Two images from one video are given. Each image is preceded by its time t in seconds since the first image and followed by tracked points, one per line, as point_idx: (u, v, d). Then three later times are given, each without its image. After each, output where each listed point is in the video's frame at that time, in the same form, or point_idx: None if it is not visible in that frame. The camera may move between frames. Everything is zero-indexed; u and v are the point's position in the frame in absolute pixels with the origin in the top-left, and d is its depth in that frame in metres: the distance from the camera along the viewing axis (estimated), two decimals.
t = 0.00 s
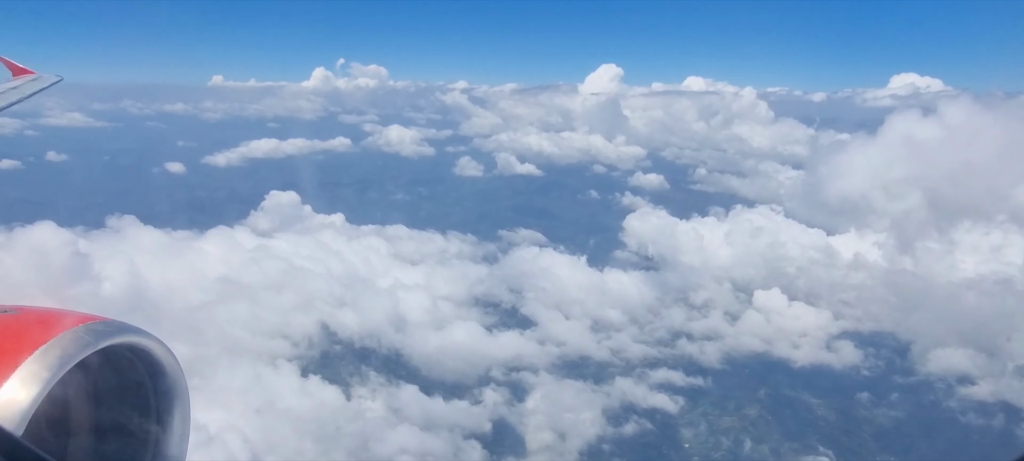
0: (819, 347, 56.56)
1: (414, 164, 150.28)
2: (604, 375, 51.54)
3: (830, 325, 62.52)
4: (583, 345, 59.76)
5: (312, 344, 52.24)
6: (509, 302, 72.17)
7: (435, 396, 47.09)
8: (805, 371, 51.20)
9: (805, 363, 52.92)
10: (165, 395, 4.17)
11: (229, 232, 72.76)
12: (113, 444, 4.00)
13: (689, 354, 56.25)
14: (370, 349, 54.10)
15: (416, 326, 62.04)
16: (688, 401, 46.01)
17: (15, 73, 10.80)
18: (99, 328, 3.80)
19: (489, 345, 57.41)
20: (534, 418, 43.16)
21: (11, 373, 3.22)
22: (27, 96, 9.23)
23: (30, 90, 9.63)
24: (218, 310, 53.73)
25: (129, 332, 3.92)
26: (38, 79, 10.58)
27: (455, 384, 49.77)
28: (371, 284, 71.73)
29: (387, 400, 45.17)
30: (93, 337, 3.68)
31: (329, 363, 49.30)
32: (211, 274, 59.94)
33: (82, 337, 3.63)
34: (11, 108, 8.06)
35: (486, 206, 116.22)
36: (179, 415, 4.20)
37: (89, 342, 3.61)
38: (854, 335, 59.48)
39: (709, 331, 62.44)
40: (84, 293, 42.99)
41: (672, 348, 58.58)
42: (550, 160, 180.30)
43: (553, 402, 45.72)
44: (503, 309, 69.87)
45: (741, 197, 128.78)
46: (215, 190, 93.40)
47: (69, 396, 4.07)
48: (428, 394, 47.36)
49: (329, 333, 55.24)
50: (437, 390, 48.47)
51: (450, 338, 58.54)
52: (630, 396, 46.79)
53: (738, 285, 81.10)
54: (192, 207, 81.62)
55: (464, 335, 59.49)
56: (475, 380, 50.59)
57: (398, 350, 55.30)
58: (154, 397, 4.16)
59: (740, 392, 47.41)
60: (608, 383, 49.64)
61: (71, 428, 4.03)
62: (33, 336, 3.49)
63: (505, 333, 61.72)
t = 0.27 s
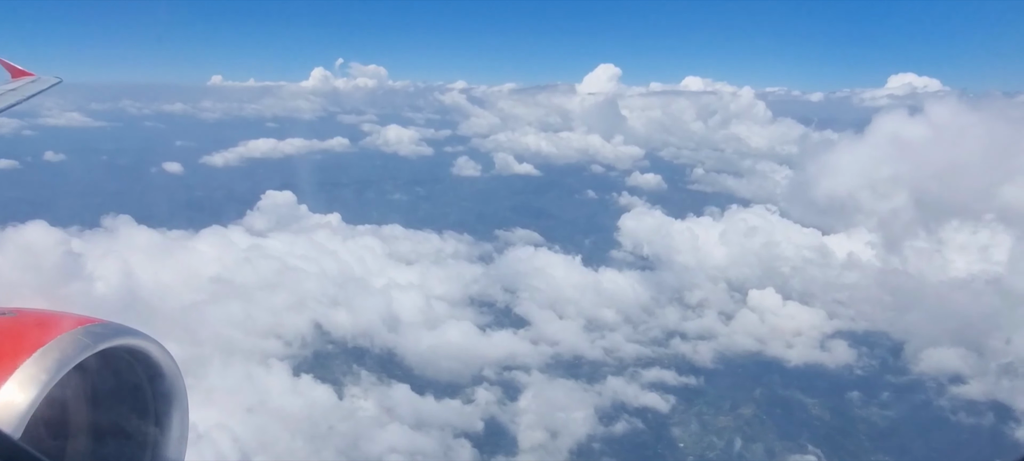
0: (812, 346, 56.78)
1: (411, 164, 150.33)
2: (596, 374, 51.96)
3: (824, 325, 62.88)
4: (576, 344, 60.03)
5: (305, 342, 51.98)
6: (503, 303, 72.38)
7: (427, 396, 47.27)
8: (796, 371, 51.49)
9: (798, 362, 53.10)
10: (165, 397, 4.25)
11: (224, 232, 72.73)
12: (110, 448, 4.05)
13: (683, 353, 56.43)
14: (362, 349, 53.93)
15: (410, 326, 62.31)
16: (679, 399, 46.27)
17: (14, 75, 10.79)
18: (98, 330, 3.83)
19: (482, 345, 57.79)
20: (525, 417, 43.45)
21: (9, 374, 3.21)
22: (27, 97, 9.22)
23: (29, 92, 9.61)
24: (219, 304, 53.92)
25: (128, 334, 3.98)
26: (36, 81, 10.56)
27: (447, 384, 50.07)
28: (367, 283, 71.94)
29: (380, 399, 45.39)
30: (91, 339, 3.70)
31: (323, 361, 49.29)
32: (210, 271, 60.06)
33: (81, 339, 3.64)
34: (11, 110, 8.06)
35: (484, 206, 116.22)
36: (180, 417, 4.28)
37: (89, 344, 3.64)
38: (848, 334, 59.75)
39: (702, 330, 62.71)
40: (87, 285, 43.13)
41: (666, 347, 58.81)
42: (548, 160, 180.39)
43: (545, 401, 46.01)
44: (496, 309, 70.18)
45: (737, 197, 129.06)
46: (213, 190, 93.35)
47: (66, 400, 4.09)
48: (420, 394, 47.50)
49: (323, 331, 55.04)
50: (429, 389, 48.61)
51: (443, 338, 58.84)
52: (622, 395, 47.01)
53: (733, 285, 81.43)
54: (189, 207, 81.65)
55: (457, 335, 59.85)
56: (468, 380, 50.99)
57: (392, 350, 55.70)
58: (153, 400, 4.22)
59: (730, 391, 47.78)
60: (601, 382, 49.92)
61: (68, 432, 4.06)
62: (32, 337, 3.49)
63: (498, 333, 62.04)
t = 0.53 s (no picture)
0: (806, 346, 56.82)
1: (409, 163, 150.36)
2: (588, 374, 52.05)
3: (817, 325, 63.24)
4: (569, 344, 60.10)
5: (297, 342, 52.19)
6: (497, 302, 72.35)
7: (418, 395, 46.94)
8: (789, 370, 51.53)
9: (792, 362, 53.11)
10: (164, 400, 3.79)
11: (218, 232, 72.69)
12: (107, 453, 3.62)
13: (677, 353, 56.40)
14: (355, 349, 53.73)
15: (403, 324, 62.27)
16: (670, 398, 46.14)
17: (14, 77, 10.81)
18: (96, 332, 3.38)
19: (475, 343, 57.68)
20: (516, 416, 43.41)
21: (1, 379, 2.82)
22: (29, 98, 9.28)
23: (30, 93, 9.66)
24: (214, 302, 53.94)
25: (127, 335, 3.53)
26: (36, 83, 10.60)
27: (438, 382, 49.85)
28: (362, 283, 72.01)
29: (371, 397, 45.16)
30: (90, 341, 3.27)
31: (316, 360, 49.49)
32: (205, 271, 60.05)
33: (80, 343, 3.23)
34: (13, 110, 8.10)
35: (482, 206, 116.12)
36: (179, 422, 3.83)
37: (87, 347, 3.22)
38: (841, 335, 60.08)
39: (696, 330, 62.82)
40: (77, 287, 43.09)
41: (660, 346, 58.83)
42: (546, 159, 180.43)
43: (537, 400, 45.95)
44: (491, 306, 70.23)
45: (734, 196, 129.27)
46: (211, 189, 93.28)
47: (62, 403, 3.65)
48: (411, 393, 47.17)
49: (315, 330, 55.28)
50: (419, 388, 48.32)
51: (436, 335, 58.65)
52: (614, 393, 46.89)
53: (728, 285, 81.64)
54: (187, 206, 81.63)
55: (450, 331, 59.69)
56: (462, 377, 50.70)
57: (384, 348, 55.40)
58: (151, 403, 3.76)
59: (721, 390, 47.78)
60: (593, 381, 49.94)
61: (61, 438, 3.61)
62: (29, 341, 3.10)
63: (491, 331, 62.08)
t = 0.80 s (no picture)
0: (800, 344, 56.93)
1: (408, 162, 150.37)
2: (581, 372, 52.06)
3: (811, 324, 63.32)
4: (563, 342, 60.23)
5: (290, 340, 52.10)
6: (491, 300, 72.39)
7: (411, 393, 46.81)
8: (782, 368, 51.55)
9: (785, 360, 53.17)
10: (163, 402, 3.72)
11: (213, 231, 72.62)
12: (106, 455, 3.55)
13: (670, 351, 56.49)
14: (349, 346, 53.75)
15: (397, 322, 62.37)
16: (662, 396, 46.18)
17: (14, 78, 10.78)
18: (97, 334, 3.34)
19: (468, 342, 57.79)
20: (508, 414, 43.46)
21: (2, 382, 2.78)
22: (27, 100, 9.20)
23: (29, 95, 9.58)
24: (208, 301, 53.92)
25: (127, 337, 3.47)
26: (36, 84, 10.54)
27: (431, 380, 49.78)
28: (357, 281, 72.09)
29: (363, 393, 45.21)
30: (90, 344, 3.24)
31: (309, 359, 49.26)
32: (199, 270, 59.95)
33: (80, 345, 3.18)
34: (13, 111, 8.03)
35: (480, 204, 116.14)
36: (179, 423, 3.75)
37: (88, 348, 3.18)
38: (835, 333, 60.28)
39: (691, 328, 62.96)
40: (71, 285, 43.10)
41: (654, 345, 58.94)
42: (544, 158, 180.40)
43: (530, 398, 46.01)
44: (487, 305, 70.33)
45: (731, 195, 129.44)
46: (209, 189, 93.25)
47: (64, 405, 3.60)
48: (403, 392, 47.03)
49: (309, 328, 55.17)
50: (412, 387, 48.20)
51: (429, 334, 58.75)
52: (606, 392, 46.99)
53: (724, 284, 81.83)
54: (185, 206, 81.62)
55: (444, 330, 59.83)
56: (455, 376, 50.81)
57: (378, 345, 55.38)
58: (151, 405, 3.69)
59: (713, 388, 47.80)
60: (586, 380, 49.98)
61: (60, 440, 3.54)
62: (27, 345, 3.06)
63: (485, 330, 62.18)
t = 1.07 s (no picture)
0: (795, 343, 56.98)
1: (406, 162, 150.44)
2: (574, 371, 52.15)
3: (807, 323, 63.37)
4: (557, 341, 60.33)
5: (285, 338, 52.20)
6: (486, 299, 72.56)
7: (403, 392, 46.88)
8: (776, 367, 51.61)
9: (780, 359, 53.25)
10: (166, 403, 3.59)
11: (208, 230, 72.71)
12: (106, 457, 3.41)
13: (665, 350, 56.61)
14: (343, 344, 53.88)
15: (392, 321, 62.44)
16: (655, 395, 46.25)
17: (15, 78, 10.81)
18: (98, 335, 3.24)
19: (463, 340, 57.87)
20: (501, 413, 43.54)
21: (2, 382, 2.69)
22: (28, 101, 9.22)
23: (30, 96, 9.60)
24: (202, 300, 53.99)
25: (129, 337, 3.35)
26: (37, 84, 10.57)
27: (424, 378, 49.84)
28: (353, 281, 72.18)
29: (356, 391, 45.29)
30: (91, 344, 3.14)
31: (304, 358, 49.30)
32: (194, 269, 60.06)
33: (79, 345, 3.08)
34: (14, 111, 8.05)
35: (479, 204, 116.27)
36: (181, 425, 3.61)
37: (88, 349, 3.08)
38: (830, 332, 60.30)
39: (686, 327, 63.07)
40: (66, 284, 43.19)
41: (649, 344, 59.02)
42: (543, 158, 180.43)
43: (523, 396, 46.10)
44: (483, 305, 70.53)
45: (729, 195, 129.49)
46: (207, 188, 93.29)
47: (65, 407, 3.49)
48: (396, 390, 47.08)
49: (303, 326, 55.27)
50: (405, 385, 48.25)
51: (423, 333, 58.87)
52: (599, 391, 47.08)
53: (720, 283, 81.93)
54: (184, 206, 81.69)
55: (438, 329, 59.94)
56: (450, 374, 50.93)
57: (372, 344, 55.51)
58: (152, 406, 3.56)
59: (707, 387, 47.84)
60: (579, 379, 50.10)
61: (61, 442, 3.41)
62: (28, 346, 2.97)
63: (479, 328, 62.26)
